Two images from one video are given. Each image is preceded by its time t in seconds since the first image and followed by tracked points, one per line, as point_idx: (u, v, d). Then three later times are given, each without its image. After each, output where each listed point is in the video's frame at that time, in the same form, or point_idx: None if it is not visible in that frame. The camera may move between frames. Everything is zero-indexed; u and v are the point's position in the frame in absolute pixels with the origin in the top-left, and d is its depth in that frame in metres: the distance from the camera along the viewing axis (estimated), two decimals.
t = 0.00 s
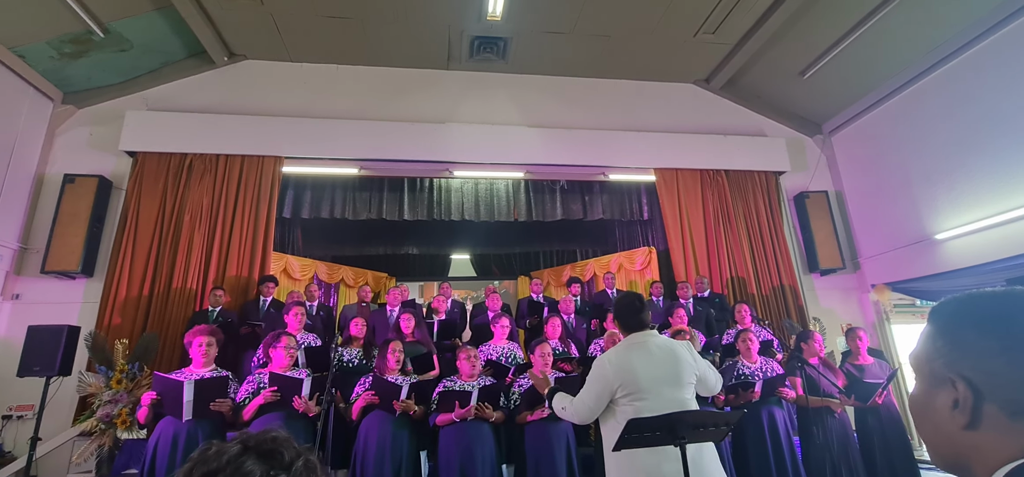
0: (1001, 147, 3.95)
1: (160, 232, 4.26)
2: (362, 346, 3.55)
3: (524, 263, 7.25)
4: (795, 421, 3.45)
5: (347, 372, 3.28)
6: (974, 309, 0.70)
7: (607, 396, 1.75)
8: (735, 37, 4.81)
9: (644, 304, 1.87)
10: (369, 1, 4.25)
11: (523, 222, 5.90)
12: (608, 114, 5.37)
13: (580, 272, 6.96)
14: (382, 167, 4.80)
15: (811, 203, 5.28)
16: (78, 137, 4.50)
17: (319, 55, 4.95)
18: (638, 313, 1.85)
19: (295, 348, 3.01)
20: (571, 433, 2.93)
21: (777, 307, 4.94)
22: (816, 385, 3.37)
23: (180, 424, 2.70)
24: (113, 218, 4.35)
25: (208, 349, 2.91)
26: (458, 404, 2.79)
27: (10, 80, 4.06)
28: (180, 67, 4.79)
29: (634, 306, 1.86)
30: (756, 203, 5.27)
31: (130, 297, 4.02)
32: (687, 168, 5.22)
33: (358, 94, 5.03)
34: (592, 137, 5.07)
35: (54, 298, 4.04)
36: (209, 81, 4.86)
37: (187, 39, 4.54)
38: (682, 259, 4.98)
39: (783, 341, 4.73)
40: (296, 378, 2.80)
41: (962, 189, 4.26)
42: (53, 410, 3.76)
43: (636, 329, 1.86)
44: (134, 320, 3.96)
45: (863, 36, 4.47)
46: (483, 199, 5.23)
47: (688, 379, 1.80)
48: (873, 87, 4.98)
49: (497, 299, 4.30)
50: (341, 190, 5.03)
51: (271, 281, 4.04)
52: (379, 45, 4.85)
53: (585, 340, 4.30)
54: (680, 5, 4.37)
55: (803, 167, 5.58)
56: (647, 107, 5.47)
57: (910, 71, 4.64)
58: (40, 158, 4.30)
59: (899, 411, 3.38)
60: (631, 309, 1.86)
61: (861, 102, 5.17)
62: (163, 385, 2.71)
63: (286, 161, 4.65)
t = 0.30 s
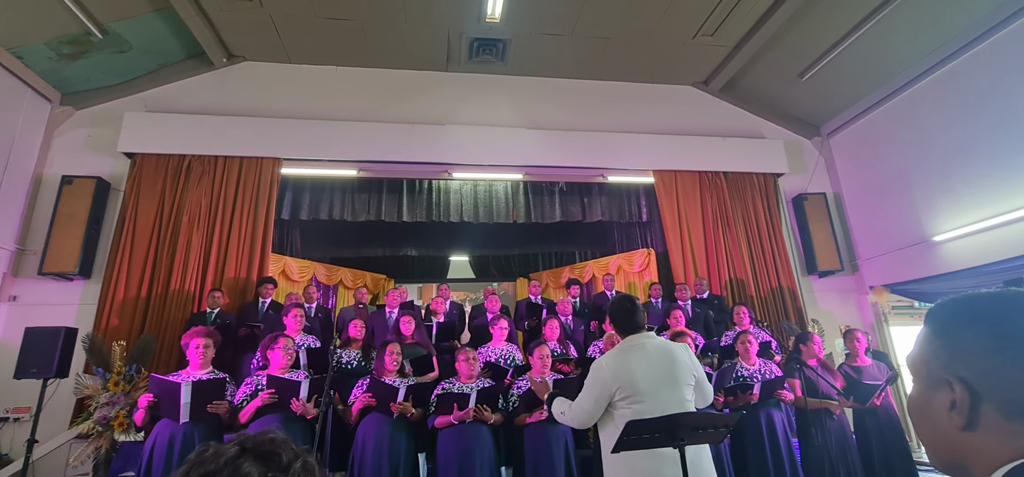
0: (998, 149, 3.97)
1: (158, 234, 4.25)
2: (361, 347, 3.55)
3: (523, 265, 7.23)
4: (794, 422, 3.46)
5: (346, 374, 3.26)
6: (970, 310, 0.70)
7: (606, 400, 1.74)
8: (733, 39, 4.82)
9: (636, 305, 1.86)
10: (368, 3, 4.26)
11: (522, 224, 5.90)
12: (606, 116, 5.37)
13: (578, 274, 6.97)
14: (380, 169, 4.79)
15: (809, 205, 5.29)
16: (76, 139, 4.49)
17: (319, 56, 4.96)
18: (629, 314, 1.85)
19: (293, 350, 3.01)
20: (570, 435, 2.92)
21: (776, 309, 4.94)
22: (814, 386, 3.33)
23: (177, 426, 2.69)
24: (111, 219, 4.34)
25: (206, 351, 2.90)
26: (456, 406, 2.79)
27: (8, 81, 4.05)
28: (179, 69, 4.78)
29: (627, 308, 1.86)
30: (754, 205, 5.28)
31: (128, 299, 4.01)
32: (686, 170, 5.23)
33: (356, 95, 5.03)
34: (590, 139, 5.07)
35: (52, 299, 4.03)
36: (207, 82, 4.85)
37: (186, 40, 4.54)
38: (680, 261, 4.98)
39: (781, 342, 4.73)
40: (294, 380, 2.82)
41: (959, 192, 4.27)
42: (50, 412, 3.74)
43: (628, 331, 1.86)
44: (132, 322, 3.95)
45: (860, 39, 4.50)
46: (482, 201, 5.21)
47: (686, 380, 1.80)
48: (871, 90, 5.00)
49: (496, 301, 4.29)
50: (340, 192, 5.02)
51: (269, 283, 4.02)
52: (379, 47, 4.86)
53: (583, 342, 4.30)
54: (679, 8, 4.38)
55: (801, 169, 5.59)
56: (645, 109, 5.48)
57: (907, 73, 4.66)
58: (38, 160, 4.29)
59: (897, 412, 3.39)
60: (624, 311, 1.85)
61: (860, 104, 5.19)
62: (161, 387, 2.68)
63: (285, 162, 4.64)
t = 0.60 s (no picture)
0: (995, 152, 3.98)
1: (155, 235, 4.24)
2: (358, 349, 3.54)
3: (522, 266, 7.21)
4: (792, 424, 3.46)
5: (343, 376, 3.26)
6: (968, 311, 0.70)
7: (603, 400, 1.74)
8: (731, 41, 4.84)
9: (633, 306, 1.86)
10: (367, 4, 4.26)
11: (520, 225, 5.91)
12: (605, 118, 5.38)
13: (576, 276, 6.96)
14: (378, 170, 4.78)
15: (807, 207, 5.30)
16: (73, 140, 4.48)
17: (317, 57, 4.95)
18: (626, 316, 1.85)
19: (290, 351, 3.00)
20: (567, 436, 2.91)
21: (773, 311, 4.94)
22: (812, 388, 3.37)
23: (173, 427, 2.67)
24: (108, 220, 4.33)
25: (201, 353, 2.89)
26: (454, 408, 2.77)
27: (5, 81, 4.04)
28: (177, 70, 4.78)
29: (623, 309, 1.86)
30: (752, 207, 5.29)
31: (125, 300, 4.00)
32: (684, 172, 5.23)
33: (355, 97, 5.03)
34: (589, 140, 5.08)
35: (48, 300, 4.01)
36: (206, 83, 4.85)
37: (185, 41, 4.54)
38: (679, 262, 4.99)
39: (779, 344, 4.74)
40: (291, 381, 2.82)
41: (957, 194, 4.28)
42: (45, 414, 3.72)
43: (626, 333, 1.86)
44: (129, 323, 3.94)
45: (858, 42, 4.51)
46: (481, 202, 5.18)
47: (684, 382, 1.80)
48: (868, 92, 5.02)
49: (494, 302, 4.29)
50: (338, 193, 5.01)
51: (267, 285, 4.00)
52: (377, 49, 4.85)
53: (580, 344, 4.30)
54: (677, 10, 4.39)
55: (799, 171, 5.60)
56: (643, 112, 5.49)
57: (904, 76, 4.68)
58: (35, 161, 4.28)
59: (894, 414, 3.39)
60: (621, 312, 1.85)
61: (857, 107, 5.21)
62: (157, 388, 2.68)
63: (283, 164, 4.63)
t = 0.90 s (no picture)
0: (992, 154, 4.00)
1: (153, 236, 4.23)
2: (356, 351, 3.53)
3: (520, 269, 7.21)
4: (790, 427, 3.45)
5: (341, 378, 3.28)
6: (966, 312, 0.71)
7: (603, 402, 1.74)
8: (729, 44, 4.85)
9: (635, 307, 1.86)
10: (365, 7, 4.27)
11: (518, 227, 5.91)
12: (603, 120, 5.39)
13: (575, 278, 6.96)
14: (377, 172, 4.77)
15: (805, 209, 5.31)
16: (71, 141, 4.47)
17: (316, 59, 4.96)
18: (629, 316, 1.85)
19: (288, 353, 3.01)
20: (566, 439, 2.91)
21: (772, 313, 4.94)
22: (811, 390, 3.36)
23: (170, 430, 2.67)
24: (106, 222, 4.32)
25: (199, 355, 2.88)
26: (452, 410, 2.75)
27: (3, 83, 4.03)
28: (175, 71, 4.78)
29: (626, 310, 1.85)
30: (750, 209, 5.30)
31: (122, 302, 3.99)
32: (682, 174, 5.24)
33: (353, 99, 5.03)
34: (587, 143, 5.08)
35: (45, 302, 3.99)
36: (204, 85, 4.85)
37: (183, 43, 4.54)
38: (677, 265, 4.99)
39: (777, 346, 4.74)
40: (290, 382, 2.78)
41: (954, 197, 4.30)
42: (42, 417, 3.70)
43: (628, 334, 1.86)
44: (126, 325, 3.93)
45: (855, 45, 4.53)
46: (479, 204, 5.19)
47: (683, 384, 1.80)
48: (865, 95, 5.05)
49: (492, 304, 4.28)
50: (336, 195, 5.00)
51: (265, 287, 4.00)
52: (376, 51, 4.86)
53: (578, 347, 4.29)
54: (676, 13, 4.41)
55: (797, 174, 5.62)
56: (642, 114, 5.50)
57: (901, 79, 4.70)
58: (32, 162, 4.27)
59: (893, 416, 3.40)
60: (624, 312, 1.85)
61: (855, 109, 5.23)
62: (154, 391, 2.68)
63: (281, 165, 4.63)
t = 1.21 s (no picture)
0: (989, 156, 4.01)
1: (152, 239, 4.22)
2: (353, 354, 3.52)
3: (519, 271, 7.21)
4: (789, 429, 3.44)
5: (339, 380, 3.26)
6: (965, 315, 0.71)
7: (604, 403, 1.73)
8: (728, 46, 4.87)
9: (654, 310, 1.87)
10: (364, 9, 4.28)
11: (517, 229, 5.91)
12: (602, 122, 5.40)
13: (574, 280, 6.97)
14: (376, 174, 4.77)
15: (804, 211, 5.32)
16: (69, 143, 4.46)
17: (315, 62, 4.96)
18: (646, 315, 1.85)
19: (285, 356, 3.00)
20: (565, 441, 2.91)
21: (770, 315, 4.95)
22: (810, 392, 3.34)
23: (168, 433, 2.66)
24: (103, 224, 4.31)
25: (197, 358, 2.87)
26: (451, 413, 2.74)
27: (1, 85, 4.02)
28: (174, 74, 4.77)
29: (639, 310, 1.86)
30: (749, 211, 5.31)
31: (120, 304, 3.98)
32: (681, 176, 5.25)
33: (352, 101, 5.04)
34: (585, 145, 5.09)
35: (43, 305, 3.98)
36: (203, 87, 4.85)
37: (182, 45, 4.53)
38: (676, 267, 4.99)
39: (775, 348, 4.75)
40: (288, 383, 2.80)
41: (952, 199, 4.31)
42: (39, 420, 3.69)
43: (637, 333, 1.86)
44: (124, 328, 3.91)
45: (853, 47, 4.55)
46: (478, 207, 5.20)
47: (683, 387, 1.80)
48: (863, 98, 5.07)
49: (491, 306, 4.29)
50: (335, 197, 5.00)
51: (264, 289, 4.00)
52: (375, 53, 4.86)
53: (577, 348, 4.30)
54: (674, 16, 4.43)
55: (795, 176, 5.63)
56: (640, 116, 5.51)
57: (899, 81, 4.72)
58: (30, 164, 4.26)
59: (892, 418, 3.40)
60: (639, 311, 1.86)
61: (852, 111, 5.24)
62: (151, 395, 2.68)
63: (280, 168, 4.63)
